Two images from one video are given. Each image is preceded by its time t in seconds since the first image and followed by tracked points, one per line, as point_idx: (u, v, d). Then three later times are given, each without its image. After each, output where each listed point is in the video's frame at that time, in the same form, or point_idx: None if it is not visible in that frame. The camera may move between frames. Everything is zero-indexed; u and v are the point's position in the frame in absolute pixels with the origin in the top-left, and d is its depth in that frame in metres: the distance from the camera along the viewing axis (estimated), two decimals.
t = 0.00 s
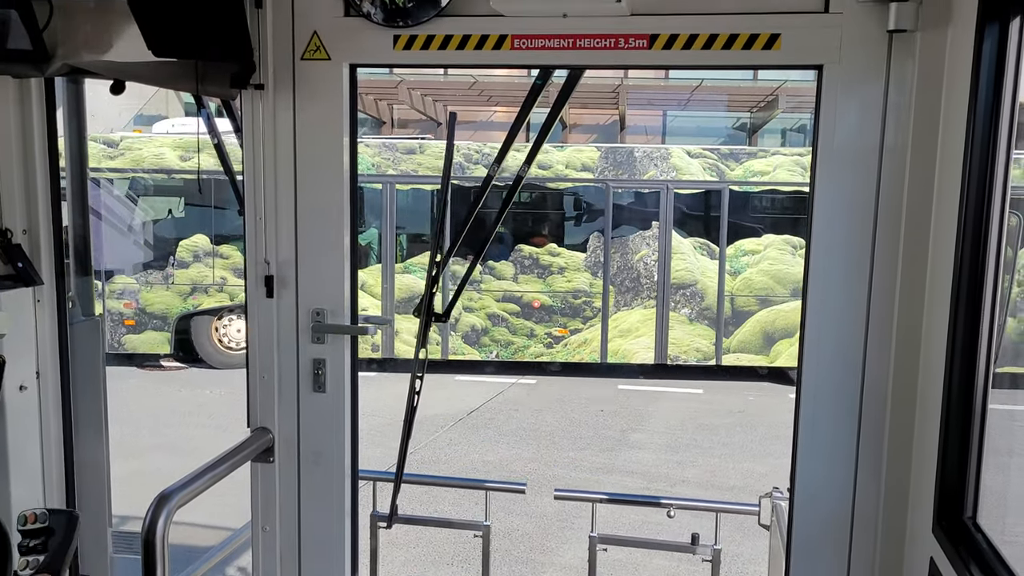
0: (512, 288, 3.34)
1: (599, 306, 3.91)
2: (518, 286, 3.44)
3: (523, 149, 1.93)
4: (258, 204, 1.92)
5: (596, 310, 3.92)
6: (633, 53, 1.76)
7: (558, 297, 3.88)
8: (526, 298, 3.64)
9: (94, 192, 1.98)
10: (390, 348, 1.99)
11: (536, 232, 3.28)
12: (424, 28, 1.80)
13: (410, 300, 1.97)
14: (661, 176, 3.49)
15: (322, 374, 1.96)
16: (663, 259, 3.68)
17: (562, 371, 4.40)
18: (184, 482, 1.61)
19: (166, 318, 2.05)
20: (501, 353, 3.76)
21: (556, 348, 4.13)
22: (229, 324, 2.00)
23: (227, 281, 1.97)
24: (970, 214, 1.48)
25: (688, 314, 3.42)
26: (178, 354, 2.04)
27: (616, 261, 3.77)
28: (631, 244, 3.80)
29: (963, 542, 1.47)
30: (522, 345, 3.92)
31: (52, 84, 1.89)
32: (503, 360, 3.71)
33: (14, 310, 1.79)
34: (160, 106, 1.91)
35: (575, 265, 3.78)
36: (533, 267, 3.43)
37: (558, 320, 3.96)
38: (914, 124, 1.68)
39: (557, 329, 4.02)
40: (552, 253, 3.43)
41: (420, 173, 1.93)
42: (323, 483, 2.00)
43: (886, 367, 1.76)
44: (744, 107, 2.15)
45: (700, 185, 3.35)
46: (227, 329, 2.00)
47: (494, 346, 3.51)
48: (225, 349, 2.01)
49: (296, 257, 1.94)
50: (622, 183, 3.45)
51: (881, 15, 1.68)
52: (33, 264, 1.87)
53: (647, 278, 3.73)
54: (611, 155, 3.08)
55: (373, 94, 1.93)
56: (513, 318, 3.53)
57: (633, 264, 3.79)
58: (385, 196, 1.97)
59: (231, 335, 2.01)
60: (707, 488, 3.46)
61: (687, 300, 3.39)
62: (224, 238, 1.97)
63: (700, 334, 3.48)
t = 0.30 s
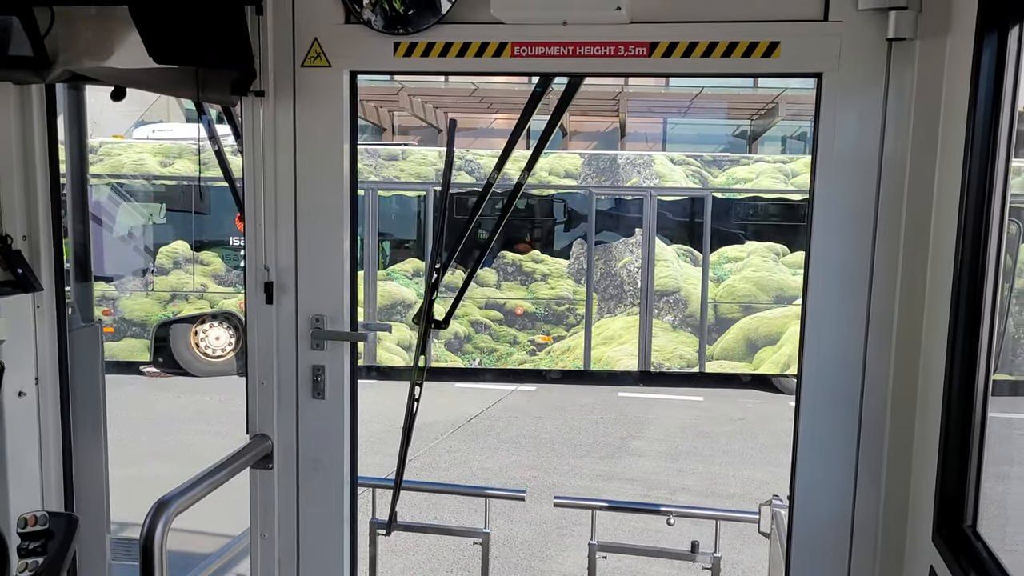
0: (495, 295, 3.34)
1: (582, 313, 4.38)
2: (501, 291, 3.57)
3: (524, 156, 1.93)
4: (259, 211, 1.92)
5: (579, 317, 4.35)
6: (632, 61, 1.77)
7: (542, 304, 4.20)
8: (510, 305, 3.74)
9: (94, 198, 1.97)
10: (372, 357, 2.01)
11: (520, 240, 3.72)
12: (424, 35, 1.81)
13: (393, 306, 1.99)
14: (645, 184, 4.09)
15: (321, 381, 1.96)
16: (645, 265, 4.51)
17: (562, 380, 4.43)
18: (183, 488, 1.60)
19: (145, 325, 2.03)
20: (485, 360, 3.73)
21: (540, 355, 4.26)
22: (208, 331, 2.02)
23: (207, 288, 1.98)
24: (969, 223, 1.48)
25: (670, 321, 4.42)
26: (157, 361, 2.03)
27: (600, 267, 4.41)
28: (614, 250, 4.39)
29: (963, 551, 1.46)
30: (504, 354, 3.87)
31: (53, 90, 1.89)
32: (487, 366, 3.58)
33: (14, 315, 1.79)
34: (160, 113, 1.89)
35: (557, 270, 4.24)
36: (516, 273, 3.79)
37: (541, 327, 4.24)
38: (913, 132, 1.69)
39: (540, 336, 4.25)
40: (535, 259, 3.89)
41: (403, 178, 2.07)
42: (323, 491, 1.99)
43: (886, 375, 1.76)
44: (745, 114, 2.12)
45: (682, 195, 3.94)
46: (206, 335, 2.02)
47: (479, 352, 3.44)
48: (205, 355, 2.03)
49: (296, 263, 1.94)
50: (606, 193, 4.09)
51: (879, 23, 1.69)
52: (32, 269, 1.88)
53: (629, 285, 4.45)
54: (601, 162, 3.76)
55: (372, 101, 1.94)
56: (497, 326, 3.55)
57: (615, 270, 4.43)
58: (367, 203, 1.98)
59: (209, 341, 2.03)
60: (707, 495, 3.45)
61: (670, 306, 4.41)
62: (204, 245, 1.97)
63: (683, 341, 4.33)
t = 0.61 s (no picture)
0: (479, 304, 3.35)
1: (565, 322, 4.56)
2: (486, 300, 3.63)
3: (524, 166, 1.92)
4: (262, 219, 1.93)
5: (561, 324, 4.52)
6: (635, 72, 1.78)
7: (523, 312, 4.34)
8: (492, 313, 3.79)
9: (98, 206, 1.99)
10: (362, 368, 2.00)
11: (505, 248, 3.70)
12: (427, 45, 1.82)
13: (374, 316, 1.99)
14: (626, 194, 4.50)
15: (323, 390, 1.97)
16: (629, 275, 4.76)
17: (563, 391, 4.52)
18: (185, 497, 1.61)
19: (125, 334, 2.05)
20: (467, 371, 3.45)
21: (522, 364, 4.44)
22: (186, 340, 2.01)
23: (187, 296, 1.98)
24: (970, 233, 1.48)
25: (653, 329, 4.66)
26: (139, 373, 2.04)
27: (583, 277, 4.59)
28: (597, 261, 4.63)
29: (966, 562, 1.46)
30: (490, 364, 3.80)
31: (59, 99, 1.91)
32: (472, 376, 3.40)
33: (17, 323, 1.81)
34: (163, 122, 1.90)
35: (540, 280, 4.34)
36: (500, 281, 3.88)
37: (524, 335, 4.38)
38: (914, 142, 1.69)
39: (520, 344, 4.37)
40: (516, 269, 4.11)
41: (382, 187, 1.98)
42: (324, 499, 1.99)
43: (888, 385, 1.76)
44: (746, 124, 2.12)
45: (666, 203, 4.44)
46: (184, 344, 2.01)
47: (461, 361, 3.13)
48: (183, 364, 2.02)
49: (299, 271, 1.95)
50: (588, 202, 4.46)
51: (881, 35, 1.69)
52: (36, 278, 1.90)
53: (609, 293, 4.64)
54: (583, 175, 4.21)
55: (375, 110, 1.94)
56: (481, 334, 3.56)
57: (596, 279, 4.63)
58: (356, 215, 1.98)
59: (187, 350, 2.02)
60: (709, 505, 3.44)
61: (653, 315, 4.68)
62: (183, 254, 1.99)
63: (665, 350, 4.57)
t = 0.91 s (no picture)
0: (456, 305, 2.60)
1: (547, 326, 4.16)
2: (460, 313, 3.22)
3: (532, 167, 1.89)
4: (267, 223, 1.93)
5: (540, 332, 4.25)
6: (640, 76, 1.78)
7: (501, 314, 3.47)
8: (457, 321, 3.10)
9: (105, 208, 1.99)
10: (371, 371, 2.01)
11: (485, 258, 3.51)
12: (433, 49, 1.82)
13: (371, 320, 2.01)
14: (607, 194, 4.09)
15: (328, 393, 1.97)
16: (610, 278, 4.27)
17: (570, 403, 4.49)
18: (189, 501, 1.61)
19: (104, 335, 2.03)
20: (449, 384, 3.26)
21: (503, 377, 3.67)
22: (162, 344, 2.03)
23: (165, 299, 1.99)
24: (976, 237, 1.48)
25: (634, 332, 4.21)
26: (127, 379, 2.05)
27: (564, 280, 3.96)
28: (579, 263, 4.12)
29: (971, 566, 1.46)
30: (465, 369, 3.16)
31: (65, 101, 1.92)
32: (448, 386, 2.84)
33: (23, 325, 1.82)
34: (167, 124, 1.93)
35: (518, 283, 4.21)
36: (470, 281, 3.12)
37: (506, 341, 3.41)
38: (920, 145, 1.69)
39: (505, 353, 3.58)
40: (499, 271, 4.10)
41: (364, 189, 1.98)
42: (328, 502, 2.00)
43: (893, 388, 1.76)
44: (747, 129, 2.02)
45: (644, 207, 4.10)
46: (161, 352, 2.04)
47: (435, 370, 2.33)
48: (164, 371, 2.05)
49: (304, 274, 1.95)
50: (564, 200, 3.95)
51: (886, 40, 1.69)
52: (41, 281, 1.90)
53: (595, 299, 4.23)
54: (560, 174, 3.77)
55: (378, 113, 1.96)
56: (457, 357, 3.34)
57: (579, 282, 4.03)
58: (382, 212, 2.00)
59: (164, 354, 2.04)
60: (713, 509, 3.42)
61: (634, 319, 4.20)
62: (161, 257, 2.00)
63: (649, 353, 4.19)
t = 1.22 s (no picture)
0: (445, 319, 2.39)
1: (525, 332, 3.90)
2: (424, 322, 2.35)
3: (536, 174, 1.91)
4: (273, 230, 1.93)
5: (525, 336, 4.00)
6: (644, 84, 1.79)
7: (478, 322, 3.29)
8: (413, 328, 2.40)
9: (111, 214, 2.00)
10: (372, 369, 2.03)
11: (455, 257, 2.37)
12: (438, 58, 1.83)
13: (383, 327, 2.02)
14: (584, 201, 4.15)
15: (333, 400, 1.97)
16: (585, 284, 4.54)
17: (573, 402, 4.66)
18: (195, 507, 1.62)
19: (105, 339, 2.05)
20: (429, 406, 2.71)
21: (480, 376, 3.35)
22: (132, 351, 2.05)
23: (138, 305, 2.03)
24: (980, 245, 1.48)
25: (610, 337, 4.59)
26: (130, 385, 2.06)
27: (541, 286, 4.17)
28: (553, 269, 4.29)
29: None
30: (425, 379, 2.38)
31: (73, 110, 1.94)
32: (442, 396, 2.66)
33: (31, 331, 1.86)
34: (174, 131, 1.93)
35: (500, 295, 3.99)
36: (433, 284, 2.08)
37: (484, 346, 3.25)
38: (924, 153, 1.70)
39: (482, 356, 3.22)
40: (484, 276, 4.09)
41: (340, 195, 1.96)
42: (333, 508, 2.00)
43: (898, 395, 1.76)
44: (752, 134, 2.02)
45: (621, 211, 4.26)
46: (132, 359, 2.06)
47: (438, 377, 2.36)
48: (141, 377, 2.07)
49: (310, 282, 1.95)
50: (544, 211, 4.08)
51: (890, 48, 1.70)
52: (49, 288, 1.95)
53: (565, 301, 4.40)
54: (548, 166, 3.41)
55: (384, 119, 1.95)
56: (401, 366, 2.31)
57: (554, 287, 4.28)
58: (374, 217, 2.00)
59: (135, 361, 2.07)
60: (717, 515, 3.41)
61: (610, 324, 4.59)
62: (136, 264, 2.03)
63: (626, 359, 4.62)
